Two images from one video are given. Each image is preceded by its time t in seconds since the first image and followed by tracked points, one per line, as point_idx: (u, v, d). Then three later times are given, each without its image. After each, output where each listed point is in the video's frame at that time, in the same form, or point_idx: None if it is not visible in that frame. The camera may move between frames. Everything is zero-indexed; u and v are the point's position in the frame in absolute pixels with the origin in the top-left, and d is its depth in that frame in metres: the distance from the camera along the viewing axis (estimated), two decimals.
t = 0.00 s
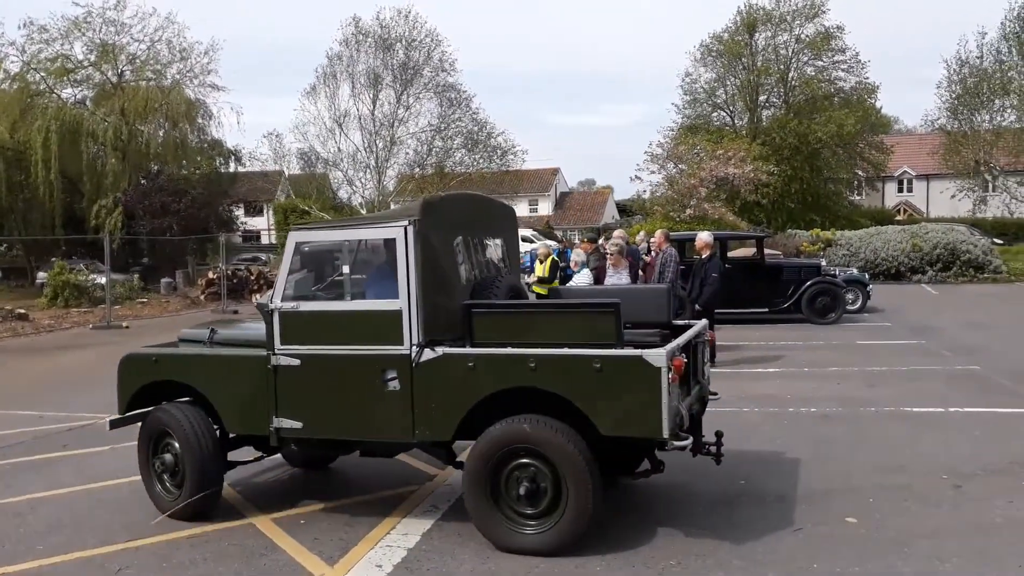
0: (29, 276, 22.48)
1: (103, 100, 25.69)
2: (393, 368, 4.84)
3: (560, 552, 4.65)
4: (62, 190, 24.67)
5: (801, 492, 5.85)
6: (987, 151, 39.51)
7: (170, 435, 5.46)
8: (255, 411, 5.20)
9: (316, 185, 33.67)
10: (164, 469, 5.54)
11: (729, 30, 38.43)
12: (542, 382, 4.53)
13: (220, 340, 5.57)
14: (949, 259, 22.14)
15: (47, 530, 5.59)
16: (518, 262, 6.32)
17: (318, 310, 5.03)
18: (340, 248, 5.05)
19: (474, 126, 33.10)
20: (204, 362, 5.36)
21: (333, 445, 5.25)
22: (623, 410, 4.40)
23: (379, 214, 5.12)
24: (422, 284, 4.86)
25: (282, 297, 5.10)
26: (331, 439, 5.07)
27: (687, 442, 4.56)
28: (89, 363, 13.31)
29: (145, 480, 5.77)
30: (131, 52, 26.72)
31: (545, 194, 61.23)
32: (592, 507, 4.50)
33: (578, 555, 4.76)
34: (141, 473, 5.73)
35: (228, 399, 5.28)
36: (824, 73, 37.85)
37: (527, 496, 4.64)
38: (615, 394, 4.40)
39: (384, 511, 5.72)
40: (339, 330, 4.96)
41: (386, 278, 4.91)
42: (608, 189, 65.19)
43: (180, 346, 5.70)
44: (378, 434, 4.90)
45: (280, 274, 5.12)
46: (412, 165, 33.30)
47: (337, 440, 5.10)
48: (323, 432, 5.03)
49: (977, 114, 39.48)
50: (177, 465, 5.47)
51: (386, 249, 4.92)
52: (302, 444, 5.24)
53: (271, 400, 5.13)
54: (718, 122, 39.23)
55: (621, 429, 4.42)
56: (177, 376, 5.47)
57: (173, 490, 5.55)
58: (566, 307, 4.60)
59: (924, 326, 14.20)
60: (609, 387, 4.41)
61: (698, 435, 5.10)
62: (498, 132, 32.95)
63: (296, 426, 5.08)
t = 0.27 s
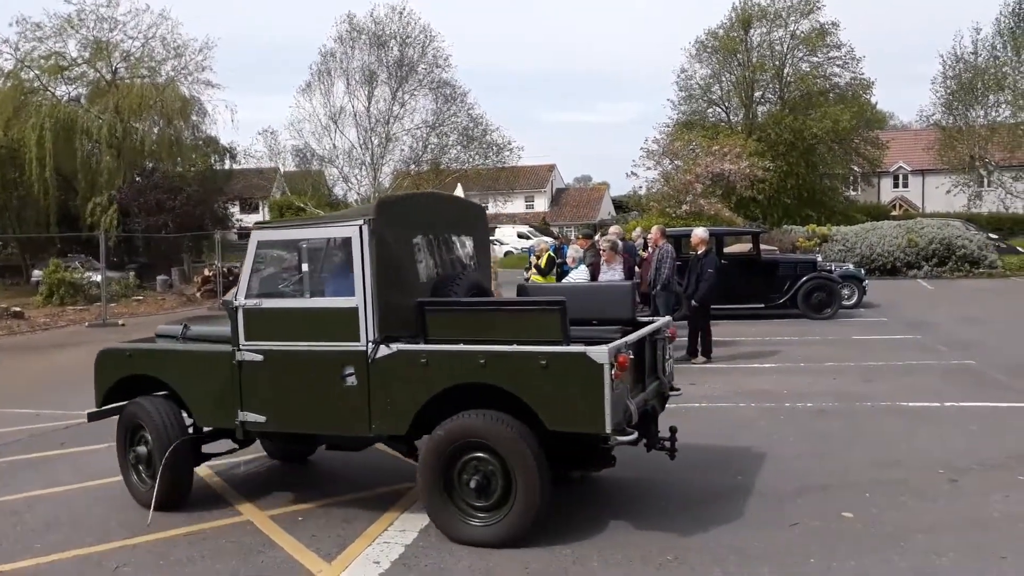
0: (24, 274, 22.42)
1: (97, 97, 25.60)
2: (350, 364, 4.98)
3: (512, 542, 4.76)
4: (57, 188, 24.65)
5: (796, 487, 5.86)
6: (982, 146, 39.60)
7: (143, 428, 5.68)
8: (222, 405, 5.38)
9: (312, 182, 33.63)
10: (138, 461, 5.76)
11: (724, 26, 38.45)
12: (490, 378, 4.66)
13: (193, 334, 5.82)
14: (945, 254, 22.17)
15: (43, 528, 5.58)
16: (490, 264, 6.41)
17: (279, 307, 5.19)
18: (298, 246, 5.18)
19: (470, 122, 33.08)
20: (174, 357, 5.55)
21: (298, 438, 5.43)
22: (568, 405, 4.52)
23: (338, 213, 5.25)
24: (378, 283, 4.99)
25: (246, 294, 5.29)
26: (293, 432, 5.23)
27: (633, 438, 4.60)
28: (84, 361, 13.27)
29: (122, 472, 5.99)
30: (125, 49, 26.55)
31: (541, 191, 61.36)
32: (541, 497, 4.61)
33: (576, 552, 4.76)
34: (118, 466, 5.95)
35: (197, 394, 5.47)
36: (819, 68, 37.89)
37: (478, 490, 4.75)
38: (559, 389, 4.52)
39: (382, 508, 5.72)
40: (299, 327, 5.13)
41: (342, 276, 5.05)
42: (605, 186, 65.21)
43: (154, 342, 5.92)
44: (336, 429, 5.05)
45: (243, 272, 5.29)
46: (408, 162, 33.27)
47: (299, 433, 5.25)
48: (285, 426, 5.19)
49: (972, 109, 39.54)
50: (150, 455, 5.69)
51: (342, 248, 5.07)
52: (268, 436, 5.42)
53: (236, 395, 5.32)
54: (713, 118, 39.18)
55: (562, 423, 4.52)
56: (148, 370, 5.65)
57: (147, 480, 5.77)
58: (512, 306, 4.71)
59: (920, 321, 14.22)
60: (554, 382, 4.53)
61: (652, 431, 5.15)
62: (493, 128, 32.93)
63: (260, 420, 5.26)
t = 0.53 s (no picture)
0: (22, 276, 22.39)
1: (96, 99, 25.57)
2: (309, 364, 5.09)
3: (464, 538, 4.84)
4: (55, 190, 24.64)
5: (795, 488, 5.86)
6: (979, 147, 39.68)
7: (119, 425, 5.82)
8: (191, 403, 5.54)
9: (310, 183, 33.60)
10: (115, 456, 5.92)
11: (721, 27, 38.48)
12: (441, 378, 4.72)
13: (170, 334, 5.99)
14: (942, 255, 22.19)
15: (40, 530, 5.57)
16: (462, 270, 6.45)
17: (244, 308, 5.33)
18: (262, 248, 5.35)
19: (467, 123, 33.08)
20: (147, 356, 5.73)
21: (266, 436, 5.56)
22: (515, 405, 4.56)
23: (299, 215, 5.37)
24: (335, 285, 5.08)
25: (212, 295, 5.46)
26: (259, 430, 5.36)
27: (579, 437, 4.61)
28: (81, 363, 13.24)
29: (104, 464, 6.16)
30: (123, 50, 26.56)
31: (539, 192, 61.38)
32: (489, 496, 4.68)
33: (574, 554, 4.75)
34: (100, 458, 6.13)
35: (168, 392, 5.64)
36: (816, 69, 37.92)
37: (430, 487, 4.84)
38: (506, 389, 4.56)
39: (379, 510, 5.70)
40: (263, 327, 5.26)
41: (301, 278, 5.17)
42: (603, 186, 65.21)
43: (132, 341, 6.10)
44: (296, 427, 5.16)
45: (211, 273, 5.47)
46: (406, 163, 33.28)
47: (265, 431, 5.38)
48: (250, 424, 5.33)
49: (969, 110, 39.58)
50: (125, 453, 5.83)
51: (301, 249, 5.17)
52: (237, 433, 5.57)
53: (204, 394, 5.47)
54: (711, 119, 39.11)
55: (509, 422, 4.58)
56: (123, 369, 5.84)
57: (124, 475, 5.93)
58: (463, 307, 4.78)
59: (917, 321, 14.23)
60: (502, 382, 4.57)
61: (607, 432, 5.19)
62: (491, 129, 32.93)
63: (226, 418, 5.41)
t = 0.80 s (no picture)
0: (15, 275, 22.35)
1: (89, 97, 25.51)
2: (263, 361, 5.35)
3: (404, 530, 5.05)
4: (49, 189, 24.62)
5: (784, 485, 5.93)
6: (971, 147, 39.91)
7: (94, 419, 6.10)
8: (157, 398, 5.84)
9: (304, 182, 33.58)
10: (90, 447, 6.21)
11: (715, 27, 38.58)
12: (382, 375, 4.91)
13: (142, 329, 6.23)
14: (934, 254, 22.31)
15: (35, 529, 5.60)
16: (427, 270, 6.69)
17: (205, 307, 5.62)
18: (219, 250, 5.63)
19: (461, 123, 33.12)
20: (118, 352, 6.02)
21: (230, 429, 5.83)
22: (450, 401, 4.76)
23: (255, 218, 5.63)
24: (285, 285, 5.34)
25: (176, 294, 5.77)
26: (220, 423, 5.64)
27: (512, 433, 4.81)
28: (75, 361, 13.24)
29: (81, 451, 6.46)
30: (117, 49, 26.57)
31: (533, 191, 61.42)
32: (428, 492, 4.89)
33: (565, 552, 4.81)
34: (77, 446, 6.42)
35: (137, 386, 5.94)
36: (809, 69, 38.08)
37: (374, 479, 5.07)
38: (443, 386, 4.77)
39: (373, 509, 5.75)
40: (223, 326, 5.53)
41: (255, 278, 5.45)
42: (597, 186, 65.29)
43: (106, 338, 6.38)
44: (253, 420, 5.43)
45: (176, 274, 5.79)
46: (400, 162, 33.31)
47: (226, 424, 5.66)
48: (211, 417, 5.60)
49: (961, 111, 39.77)
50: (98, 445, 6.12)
51: (254, 251, 5.44)
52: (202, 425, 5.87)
53: (169, 388, 5.77)
54: (705, 119, 39.20)
55: (446, 418, 4.78)
56: (95, 364, 6.14)
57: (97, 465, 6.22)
58: (404, 307, 4.99)
59: (908, 321, 14.33)
60: (439, 379, 4.78)
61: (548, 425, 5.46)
62: (485, 129, 32.97)
63: (189, 412, 5.69)
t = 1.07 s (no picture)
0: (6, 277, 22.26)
1: (81, 98, 25.38)
2: (222, 361, 5.40)
3: (353, 529, 5.12)
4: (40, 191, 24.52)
5: (777, 487, 5.92)
6: (963, 150, 40.06)
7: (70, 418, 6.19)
8: (126, 397, 5.92)
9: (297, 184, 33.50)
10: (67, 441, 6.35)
11: (708, 30, 38.62)
12: (329, 377, 4.94)
13: (119, 330, 6.34)
14: (926, 257, 22.38)
15: (25, 532, 5.55)
16: (397, 273, 6.81)
17: (169, 308, 5.70)
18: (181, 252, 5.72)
19: (455, 125, 33.09)
20: (90, 352, 6.11)
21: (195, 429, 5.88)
22: (393, 403, 4.77)
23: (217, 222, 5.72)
24: (242, 287, 5.44)
25: (143, 296, 5.87)
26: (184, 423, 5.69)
27: (455, 435, 4.82)
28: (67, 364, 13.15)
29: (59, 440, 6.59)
30: (109, 50, 26.50)
31: (527, 194, 61.40)
32: (374, 497, 4.95)
33: (559, 554, 4.79)
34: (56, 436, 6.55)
35: (107, 385, 6.03)
36: (802, 73, 38.21)
37: (324, 479, 5.15)
38: (386, 387, 4.78)
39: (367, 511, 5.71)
40: (185, 326, 5.60)
41: (214, 280, 5.52)
42: (591, 189, 65.34)
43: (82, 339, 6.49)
44: (213, 420, 5.49)
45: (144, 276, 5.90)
46: (394, 164, 33.28)
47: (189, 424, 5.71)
48: (176, 417, 5.67)
49: (953, 114, 39.92)
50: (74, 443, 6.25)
51: (213, 253, 5.53)
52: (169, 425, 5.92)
53: (136, 388, 5.85)
54: (698, 122, 39.27)
55: (390, 420, 4.79)
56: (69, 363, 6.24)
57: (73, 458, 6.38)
58: (350, 310, 5.01)
59: (902, 323, 14.35)
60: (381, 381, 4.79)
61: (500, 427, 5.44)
62: (479, 131, 32.96)
63: (155, 410, 5.76)
